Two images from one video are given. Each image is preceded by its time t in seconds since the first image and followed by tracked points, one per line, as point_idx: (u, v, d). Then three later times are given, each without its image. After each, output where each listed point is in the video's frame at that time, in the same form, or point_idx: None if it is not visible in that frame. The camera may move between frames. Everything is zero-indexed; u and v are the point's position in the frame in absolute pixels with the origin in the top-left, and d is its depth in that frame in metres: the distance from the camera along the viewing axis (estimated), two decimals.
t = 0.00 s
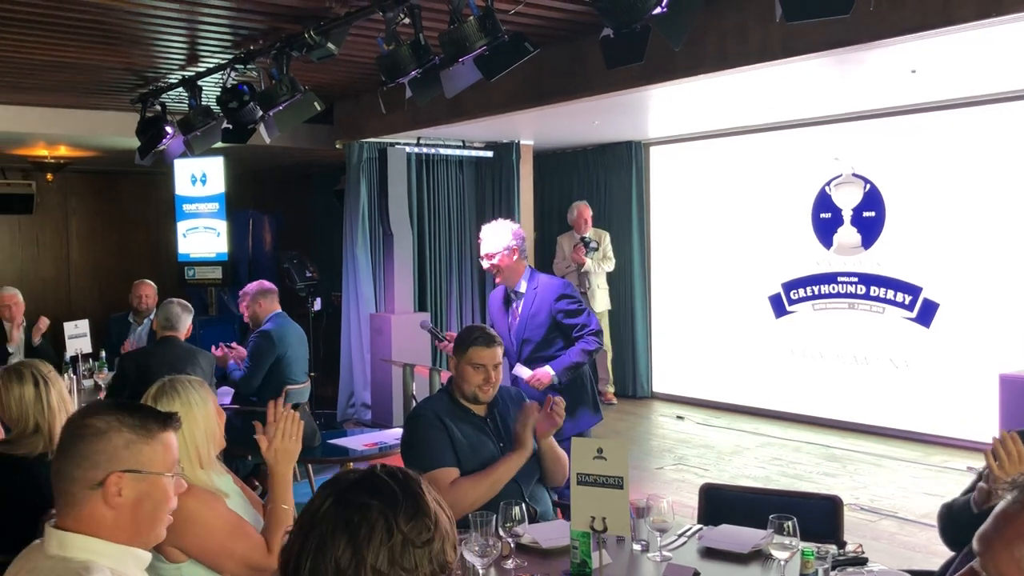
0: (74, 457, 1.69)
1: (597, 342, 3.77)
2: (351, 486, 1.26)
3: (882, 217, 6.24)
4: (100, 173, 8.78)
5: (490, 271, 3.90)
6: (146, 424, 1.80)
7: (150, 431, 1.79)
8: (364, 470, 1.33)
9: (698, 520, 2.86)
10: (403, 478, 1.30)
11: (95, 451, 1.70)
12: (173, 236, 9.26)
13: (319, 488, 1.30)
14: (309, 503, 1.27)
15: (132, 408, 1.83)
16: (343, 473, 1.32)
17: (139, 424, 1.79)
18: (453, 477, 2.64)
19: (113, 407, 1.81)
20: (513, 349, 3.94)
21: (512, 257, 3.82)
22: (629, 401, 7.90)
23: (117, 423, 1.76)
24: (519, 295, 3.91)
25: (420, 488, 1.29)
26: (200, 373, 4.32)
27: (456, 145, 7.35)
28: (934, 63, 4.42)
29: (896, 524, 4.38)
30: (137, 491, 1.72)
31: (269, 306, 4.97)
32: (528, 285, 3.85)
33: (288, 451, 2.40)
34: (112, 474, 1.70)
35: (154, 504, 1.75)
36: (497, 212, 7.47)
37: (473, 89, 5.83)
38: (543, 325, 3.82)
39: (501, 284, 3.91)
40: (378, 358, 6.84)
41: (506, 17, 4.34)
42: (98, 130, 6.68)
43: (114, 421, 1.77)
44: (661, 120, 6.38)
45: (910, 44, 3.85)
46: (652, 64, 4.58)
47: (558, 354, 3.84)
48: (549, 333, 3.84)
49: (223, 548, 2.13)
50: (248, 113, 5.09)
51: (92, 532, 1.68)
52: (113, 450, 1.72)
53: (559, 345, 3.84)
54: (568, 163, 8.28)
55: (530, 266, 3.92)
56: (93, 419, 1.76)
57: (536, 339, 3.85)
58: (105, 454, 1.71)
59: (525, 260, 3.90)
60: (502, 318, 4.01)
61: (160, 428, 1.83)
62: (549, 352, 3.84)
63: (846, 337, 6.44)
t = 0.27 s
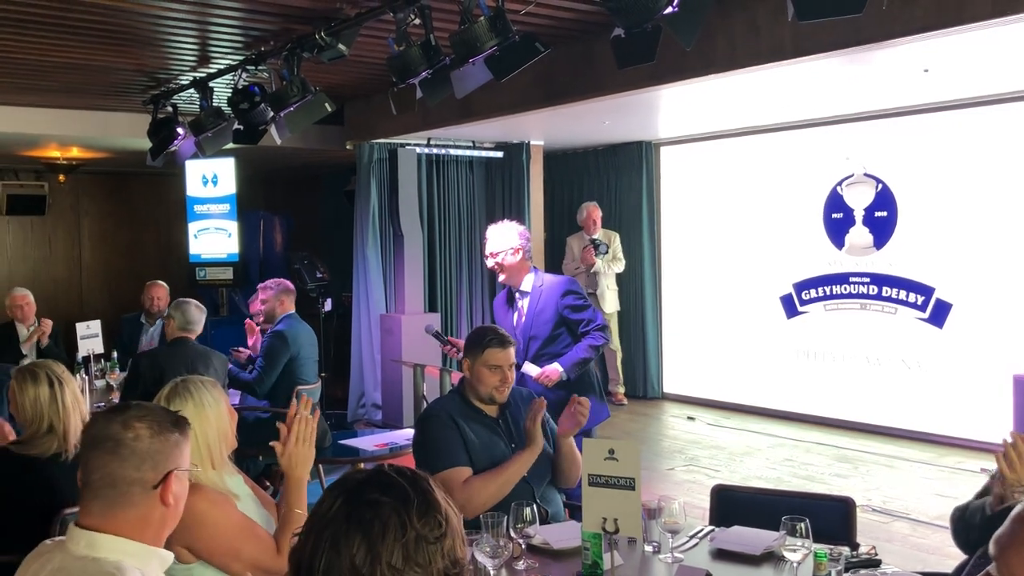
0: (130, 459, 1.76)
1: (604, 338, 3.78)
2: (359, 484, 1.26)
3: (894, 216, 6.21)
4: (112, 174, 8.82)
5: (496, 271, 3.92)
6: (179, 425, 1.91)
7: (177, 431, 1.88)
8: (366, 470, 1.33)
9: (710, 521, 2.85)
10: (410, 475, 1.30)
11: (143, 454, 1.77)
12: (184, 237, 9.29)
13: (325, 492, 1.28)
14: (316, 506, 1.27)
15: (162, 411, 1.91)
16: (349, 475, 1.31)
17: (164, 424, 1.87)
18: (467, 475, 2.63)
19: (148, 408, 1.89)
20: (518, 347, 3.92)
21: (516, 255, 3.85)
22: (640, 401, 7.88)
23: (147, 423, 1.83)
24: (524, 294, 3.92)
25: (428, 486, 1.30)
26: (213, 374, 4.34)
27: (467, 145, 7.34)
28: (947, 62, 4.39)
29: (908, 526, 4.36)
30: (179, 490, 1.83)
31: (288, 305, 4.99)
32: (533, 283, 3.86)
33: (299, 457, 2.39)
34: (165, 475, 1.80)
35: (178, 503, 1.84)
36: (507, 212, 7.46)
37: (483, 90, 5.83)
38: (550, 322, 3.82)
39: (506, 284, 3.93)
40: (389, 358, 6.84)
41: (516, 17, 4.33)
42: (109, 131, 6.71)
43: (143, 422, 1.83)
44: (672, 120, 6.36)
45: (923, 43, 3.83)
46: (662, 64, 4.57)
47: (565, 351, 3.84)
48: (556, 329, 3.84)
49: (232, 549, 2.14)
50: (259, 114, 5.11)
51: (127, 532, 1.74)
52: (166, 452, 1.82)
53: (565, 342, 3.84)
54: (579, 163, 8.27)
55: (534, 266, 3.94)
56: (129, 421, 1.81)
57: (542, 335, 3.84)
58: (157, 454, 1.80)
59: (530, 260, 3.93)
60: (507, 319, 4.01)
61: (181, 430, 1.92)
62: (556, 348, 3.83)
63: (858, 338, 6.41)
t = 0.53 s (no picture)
0: (147, 457, 1.76)
1: (610, 336, 3.76)
2: (366, 484, 1.26)
3: (902, 215, 6.18)
4: (120, 174, 8.84)
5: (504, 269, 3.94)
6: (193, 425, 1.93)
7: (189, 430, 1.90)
8: (373, 469, 1.33)
9: (717, 520, 2.84)
10: (418, 473, 1.31)
11: (161, 453, 1.78)
12: (191, 236, 9.31)
13: (331, 494, 1.28)
14: (324, 507, 1.26)
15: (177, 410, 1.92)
16: (355, 474, 1.31)
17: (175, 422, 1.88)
18: (476, 473, 2.63)
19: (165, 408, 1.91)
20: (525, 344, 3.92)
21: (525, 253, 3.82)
22: (647, 400, 7.86)
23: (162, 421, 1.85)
24: (532, 290, 3.91)
25: (437, 484, 1.30)
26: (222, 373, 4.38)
27: (473, 144, 7.33)
28: (956, 59, 4.38)
29: (916, 525, 4.34)
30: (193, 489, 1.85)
31: (300, 304, 5.01)
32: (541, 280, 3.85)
33: (304, 459, 2.40)
34: (181, 474, 1.81)
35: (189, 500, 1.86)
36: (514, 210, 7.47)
37: (490, 89, 5.83)
38: (556, 319, 3.82)
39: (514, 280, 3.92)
40: (396, 357, 6.85)
41: (523, 15, 4.32)
42: (117, 130, 6.72)
43: (158, 422, 1.84)
44: (679, 118, 6.35)
45: (931, 40, 3.81)
46: (670, 63, 4.56)
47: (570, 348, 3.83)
48: (562, 326, 3.83)
49: (240, 547, 2.13)
50: (266, 113, 5.10)
51: (146, 530, 1.75)
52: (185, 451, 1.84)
53: (571, 339, 3.83)
54: (586, 161, 8.26)
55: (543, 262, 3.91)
56: (147, 419, 1.82)
57: (548, 332, 3.84)
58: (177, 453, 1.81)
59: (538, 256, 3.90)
60: (516, 314, 4.01)
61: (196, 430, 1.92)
62: (562, 345, 3.83)
63: (866, 337, 6.39)
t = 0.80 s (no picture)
0: (152, 458, 1.76)
1: (614, 341, 3.73)
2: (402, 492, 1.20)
3: (904, 213, 6.18)
4: (122, 173, 8.84)
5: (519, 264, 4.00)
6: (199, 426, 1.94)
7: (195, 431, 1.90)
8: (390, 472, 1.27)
9: (719, 518, 2.84)
10: (434, 475, 1.27)
11: (166, 454, 1.79)
12: (193, 235, 9.31)
13: (361, 508, 1.19)
14: (358, 521, 1.17)
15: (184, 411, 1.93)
16: (379, 482, 1.23)
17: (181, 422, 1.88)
18: (482, 472, 2.64)
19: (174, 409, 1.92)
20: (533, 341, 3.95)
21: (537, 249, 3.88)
22: (649, 399, 7.86)
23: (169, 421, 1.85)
24: (546, 288, 3.95)
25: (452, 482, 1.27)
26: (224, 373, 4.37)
27: (475, 143, 7.33)
28: (959, 57, 4.37)
29: (919, 523, 4.34)
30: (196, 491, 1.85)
31: (305, 302, 5.02)
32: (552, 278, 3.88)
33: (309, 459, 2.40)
34: (186, 475, 1.82)
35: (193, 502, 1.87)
36: (516, 208, 7.47)
37: (492, 87, 5.83)
38: (562, 319, 3.82)
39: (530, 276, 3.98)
40: (398, 356, 6.85)
41: (525, 14, 4.32)
42: (119, 129, 6.72)
43: (166, 422, 1.85)
44: (681, 116, 6.34)
45: (934, 38, 3.81)
46: (672, 61, 4.55)
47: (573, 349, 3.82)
48: (567, 327, 3.83)
49: (245, 548, 2.14)
50: (268, 112, 5.10)
51: (152, 530, 1.75)
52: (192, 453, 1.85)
53: (575, 340, 3.83)
54: (588, 160, 8.26)
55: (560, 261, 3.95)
56: (154, 420, 1.83)
57: (553, 331, 3.85)
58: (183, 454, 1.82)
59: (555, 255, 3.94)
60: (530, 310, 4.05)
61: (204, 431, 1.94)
62: (565, 345, 3.83)
63: (868, 335, 6.39)
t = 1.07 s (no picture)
0: (151, 461, 1.76)
1: (604, 351, 3.72)
2: (419, 503, 1.23)
3: (905, 212, 6.18)
4: (123, 173, 8.85)
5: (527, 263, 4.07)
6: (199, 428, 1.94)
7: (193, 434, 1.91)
8: (388, 480, 1.28)
9: (721, 517, 2.84)
10: (423, 473, 1.32)
11: (165, 457, 1.79)
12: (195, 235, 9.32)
13: (384, 530, 1.19)
14: (389, 546, 1.18)
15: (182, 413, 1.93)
16: (384, 498, 1.23)
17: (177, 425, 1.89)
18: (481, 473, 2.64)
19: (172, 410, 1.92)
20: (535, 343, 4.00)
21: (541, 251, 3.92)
22: (650, 398, 7.86)
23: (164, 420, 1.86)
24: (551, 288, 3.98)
25: (440, 477, 1.32)
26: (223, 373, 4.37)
27: (476, 142, 7.33)
28: (960, 55, 4.37)
29: (921, 521, 4.34)
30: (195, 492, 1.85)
31: (308, 302, 5.02)
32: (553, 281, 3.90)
33: (308, 461, 2.41)
34: (185, 477, 1.82)
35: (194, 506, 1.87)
36: (517, 207, 7.47)
37: (493, 86, 5.82)
38: (557, 324, 3.84)
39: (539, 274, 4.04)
40: (399, 356, 6.84)
41: (526, 14, 4.33)
42: (120, 129, 6.73)
43: (164, 425, 1.86)
44: (682, 115, 6.34)
45: (936, 36, 3.80)
46: (673, 60, 4.55)
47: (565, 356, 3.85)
48: (562, 332, 3.84)
49: (251, 549, 2.14)
50: (269, 111, 5.11)
51: (156, 531, 1.75)
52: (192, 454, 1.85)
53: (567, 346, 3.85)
54: (589, 159, 8.26)
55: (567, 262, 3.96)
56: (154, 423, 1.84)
57: (548, 336, 3.89)
58: (180, 455, 1.83)
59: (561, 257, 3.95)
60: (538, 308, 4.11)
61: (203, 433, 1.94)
62: (559, 351, 3.86)
63: (870, 333, 6.39)
